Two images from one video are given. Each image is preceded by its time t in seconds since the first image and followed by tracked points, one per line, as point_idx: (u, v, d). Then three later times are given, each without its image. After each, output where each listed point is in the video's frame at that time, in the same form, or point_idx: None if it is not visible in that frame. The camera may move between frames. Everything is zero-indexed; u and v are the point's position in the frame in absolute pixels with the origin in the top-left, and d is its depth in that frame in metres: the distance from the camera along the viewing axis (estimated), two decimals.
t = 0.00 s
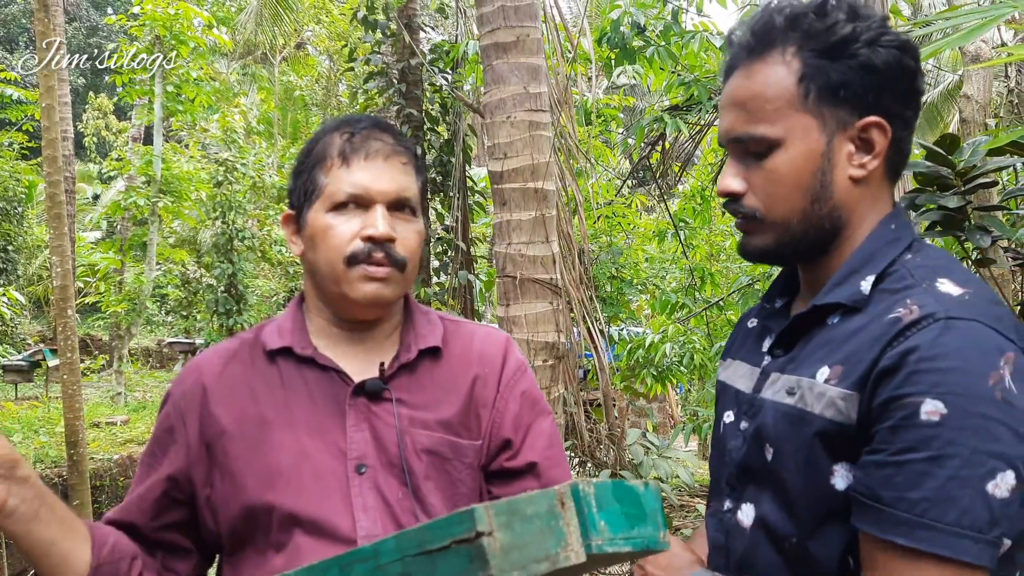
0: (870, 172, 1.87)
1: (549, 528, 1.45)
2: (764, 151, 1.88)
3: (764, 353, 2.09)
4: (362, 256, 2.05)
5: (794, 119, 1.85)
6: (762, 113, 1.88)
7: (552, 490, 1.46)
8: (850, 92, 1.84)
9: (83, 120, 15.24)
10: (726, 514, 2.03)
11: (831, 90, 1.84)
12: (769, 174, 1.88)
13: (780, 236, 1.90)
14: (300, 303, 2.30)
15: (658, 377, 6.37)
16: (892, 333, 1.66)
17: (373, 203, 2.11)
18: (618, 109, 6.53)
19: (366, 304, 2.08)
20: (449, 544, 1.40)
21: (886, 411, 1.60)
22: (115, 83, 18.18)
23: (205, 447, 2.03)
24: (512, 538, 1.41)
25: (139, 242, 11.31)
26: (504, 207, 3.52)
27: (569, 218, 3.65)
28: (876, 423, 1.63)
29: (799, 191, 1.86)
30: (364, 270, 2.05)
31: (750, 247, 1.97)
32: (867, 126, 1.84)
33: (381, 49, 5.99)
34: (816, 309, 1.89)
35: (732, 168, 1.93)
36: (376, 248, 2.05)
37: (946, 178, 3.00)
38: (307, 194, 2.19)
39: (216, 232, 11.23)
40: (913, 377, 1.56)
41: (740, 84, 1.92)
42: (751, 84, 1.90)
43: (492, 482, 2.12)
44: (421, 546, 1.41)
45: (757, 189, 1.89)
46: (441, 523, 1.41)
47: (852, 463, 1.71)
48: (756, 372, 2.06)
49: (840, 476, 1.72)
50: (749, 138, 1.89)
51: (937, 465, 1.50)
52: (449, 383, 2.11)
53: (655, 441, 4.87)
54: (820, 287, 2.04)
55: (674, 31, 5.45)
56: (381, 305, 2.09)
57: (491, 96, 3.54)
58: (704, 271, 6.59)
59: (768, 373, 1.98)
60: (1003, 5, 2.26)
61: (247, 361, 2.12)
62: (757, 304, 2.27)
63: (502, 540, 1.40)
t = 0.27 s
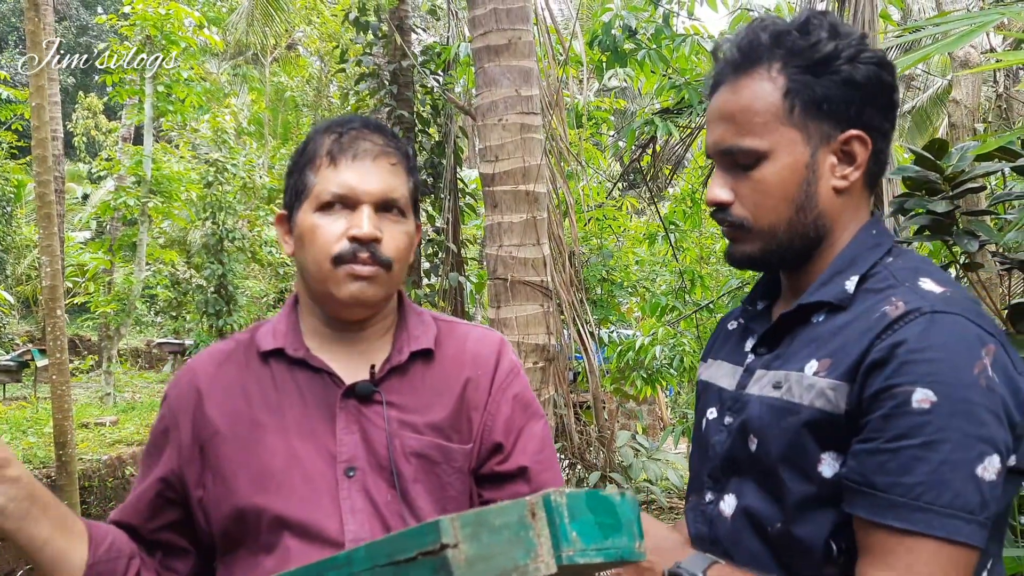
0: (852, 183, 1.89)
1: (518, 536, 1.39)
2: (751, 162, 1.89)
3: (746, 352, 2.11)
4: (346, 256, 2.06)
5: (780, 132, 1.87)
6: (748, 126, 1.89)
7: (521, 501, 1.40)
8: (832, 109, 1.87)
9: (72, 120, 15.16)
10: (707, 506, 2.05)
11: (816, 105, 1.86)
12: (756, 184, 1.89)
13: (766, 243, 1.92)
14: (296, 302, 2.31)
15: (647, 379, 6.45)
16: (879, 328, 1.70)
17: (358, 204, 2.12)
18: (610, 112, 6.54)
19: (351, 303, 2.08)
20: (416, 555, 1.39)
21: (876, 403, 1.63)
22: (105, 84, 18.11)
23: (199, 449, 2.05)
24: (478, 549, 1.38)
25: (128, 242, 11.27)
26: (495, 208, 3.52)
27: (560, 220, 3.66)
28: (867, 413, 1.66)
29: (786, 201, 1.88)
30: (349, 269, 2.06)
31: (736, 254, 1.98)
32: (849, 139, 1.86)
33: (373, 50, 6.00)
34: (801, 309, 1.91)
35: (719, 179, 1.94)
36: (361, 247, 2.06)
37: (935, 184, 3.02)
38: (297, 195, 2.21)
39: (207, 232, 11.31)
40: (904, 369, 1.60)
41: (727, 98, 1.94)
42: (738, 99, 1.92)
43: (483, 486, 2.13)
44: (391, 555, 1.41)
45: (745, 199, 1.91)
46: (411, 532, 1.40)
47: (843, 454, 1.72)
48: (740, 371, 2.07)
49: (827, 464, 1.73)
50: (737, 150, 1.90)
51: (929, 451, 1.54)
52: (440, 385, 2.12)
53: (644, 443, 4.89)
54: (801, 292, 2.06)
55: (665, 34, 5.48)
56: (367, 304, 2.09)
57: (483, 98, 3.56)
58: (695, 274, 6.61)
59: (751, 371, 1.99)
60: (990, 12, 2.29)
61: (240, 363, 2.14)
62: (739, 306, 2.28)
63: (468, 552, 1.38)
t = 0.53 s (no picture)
0: (842, 189, 1.89)
1: (495, 550, 1.52)
2: (742, 169, 1.88)
3: (739, 353, 2.10)
4: (334, 248, 2.06)
5: (771, 138, 1.86)
6: (739, 133, 1.88)
7: (500, 514, 1.53)
8: (821, 117, 1.86)
9: (60, 118, 15.05)
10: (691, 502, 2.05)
11: (806, 112, 1.86)
12: (748, 190, 1.88)
13: (758, 249, 1.90)
14: (290, 303, 2.29)
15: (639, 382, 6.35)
16: (863, 323, 1.70)
17: (347, 197, 2.13)
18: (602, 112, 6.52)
19: (340, 297, 2.07)
20: (390, 567, 1.47)
21: (854, 393, 1.65)
22: (93, 82, 17.99)
23: (195, 446, 2.05)
24: (452, 562, 1.48)
25: (117, 241, 11.19)
26: (487, 208, 3.51)
27: (552, 220, 3.65)
28: (846, 403, 1.67)
29: (777, 205, 1.87)
30: (336, 262, 2.06)
31: (727, 259, 1.96)
32: (838, 145, 1.86)
33: (364, 49, 5.97)
34: (789, 310, 1.91)
35: (710, 185, 1.92)
36: (348, 239, 2.06)
37: (926, 185, 3.05)
38: (289, 191, 2.21)
39: (197, 231, 11.29)
40: (879, 362, 1.62)
41: (718, 104, 1.93)
42: (729, 107, 1.90)
43: (477, 487, 2.12)
44: (366, 567, 1.49)
45: (737, 206, 1.89)
46: (384, 546, 1.49)
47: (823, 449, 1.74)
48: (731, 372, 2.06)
49: (809, 459, 1.75)
50: (729, 156, 1.89)
51: (902, 441, 1.55)
52: (434, 384, 2.12)
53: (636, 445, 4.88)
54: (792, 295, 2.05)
55: (657, 34, 5.47)
56: (356, 297, 2.08)
57: (475, 97, 3.54)
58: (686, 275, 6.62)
59: (741, 371, 1.99)
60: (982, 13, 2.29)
61: (235, 360, 2.13)
62: (731, 307, 2.27)
63: (441, 564, 1.47)
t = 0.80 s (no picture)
0: (835, 189, 1.91)
1: (500, 528, 1.45)
2: (736, 178, 1.88)
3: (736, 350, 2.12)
4: (344, 252, 2.07)
5: (764, 146, 1.87)
6: (730, 144, 1.89)
7: (506, 492, 1.46)
8: (808, 123, 1.88)
9: (52, 115, 14.97)
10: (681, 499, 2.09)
11: (793, 118, 1.87)
12: (744, 200, 1.88)
13: (755, 255, 1.92)
14: (287, 301, 2.29)
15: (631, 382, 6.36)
16: (847, 313, 1.76)
17: (357, 200, 2.14)
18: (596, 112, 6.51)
19: (345, 300, 2.09)
20: (398, 543, 1.38)
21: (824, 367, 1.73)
22: (85, 79, 17.92)
23: (194, 440, 2.05)
24: (460, 538, 1.38)
25: (109, 239, 11.17)
26: (481, 208, 3.52)
27: (546, 220, 3.66)
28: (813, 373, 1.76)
29: (776, 210, 1.88)
30: (346, 265, 2.07)
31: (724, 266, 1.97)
32: (831, 146, 1.88)
33: (358, 48, 5.98)
34: (784, 307, 1.93)
35: (705, 196, 1.93)
36: (359, 244, 2.08)
37: (918, 186, 3.07)
38: (295, 190, 2.22)
39: (189, 230, 11.11)
40: (851, 341, 1.68)
41: (704, 115, 1.93)
42: (716, 118, 1.91)
43: (473, 480, 2.13)
44: (373, 545, 1.40)
45: (734, 214, 1.90)
46: (392, 522, 1.39)
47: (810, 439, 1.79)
48: (730, 368, 2.09)
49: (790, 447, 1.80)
50: (721, 166, 1.89)
51: (847, 412, 1.62)
52: (430, 380, 2.13)
53: (627, 444, 4.90)
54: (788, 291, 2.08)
55: (651, 35, 5.50)
56: (361, 301, 2.10)
57: (469, 97, 3.56)
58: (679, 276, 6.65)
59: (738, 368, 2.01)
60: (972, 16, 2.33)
61: (233, 356, 2.15)
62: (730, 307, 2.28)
63: (451, 541, 1.37)
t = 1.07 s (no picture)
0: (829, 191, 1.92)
1: (508, 519, 1.44)
2: (729, 189, 1.89)
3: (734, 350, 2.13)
4: (355, 255, 2.09)
5: (755, 156, 1.87)
6: (720, 158, 1.89)
7: (513, 483, 1.45)
8: (794, 130, 1.88)
9: (48, 111, 14.95)
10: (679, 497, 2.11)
11: (780, 126, 1.87)
12: (740, 212, 1.89)
13: (754, 265, 1.93)
14: (283, 300, 2.29)
15: (627, 381, 6.40)
16: (835, 304, 1.78)
17: (365, 203, 2.15)
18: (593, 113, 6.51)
19: (353, 302, 2.11)
20: (409, 534, 1.37)
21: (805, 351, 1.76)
22: (84, 75, 17.90)
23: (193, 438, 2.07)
24: (470, 528, 1.39)
25: (105, 235, 11.16)
26: (478, 207, 3.52)
27: (542, 220, 3.66)
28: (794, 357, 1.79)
29: (773, 217, 1.89)
30: (356, 268, 2.09)
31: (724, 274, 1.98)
32: (822, 149, 1.89)
33: (356, 47, 5.99)
34: (779, 306, 1.94)
35: (702, 212, 1.95)
36: (370, 247, 2.10)
37: (913, 189, 3.09)
38: (296, 188, 2.20)
39: (185, 227, 11.39)
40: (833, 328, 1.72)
41: (688, 129, 1.93)
42: (701, 134, 1.91)
43: (469, 476, 2.12)
44: (382, 535, 1.39)
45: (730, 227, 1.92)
46: (401, 511, 1.38)
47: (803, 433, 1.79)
48: (726, 369, 2.10)
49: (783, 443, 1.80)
50: (713, 182, 1.90)
51: (818, 394, 1.66)
52: (427, 376, 2.13)
53: (623, 444, 4.91)
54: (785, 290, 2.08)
55: (649, 36, 5.51)
56: (368, 303, 2.12)
57: (467, 96, 3.56)
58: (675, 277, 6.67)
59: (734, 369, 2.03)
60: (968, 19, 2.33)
61: (230, 353, 2.15)
62: (729, 305, 2.28)
63: (461, 530, 1.38)
